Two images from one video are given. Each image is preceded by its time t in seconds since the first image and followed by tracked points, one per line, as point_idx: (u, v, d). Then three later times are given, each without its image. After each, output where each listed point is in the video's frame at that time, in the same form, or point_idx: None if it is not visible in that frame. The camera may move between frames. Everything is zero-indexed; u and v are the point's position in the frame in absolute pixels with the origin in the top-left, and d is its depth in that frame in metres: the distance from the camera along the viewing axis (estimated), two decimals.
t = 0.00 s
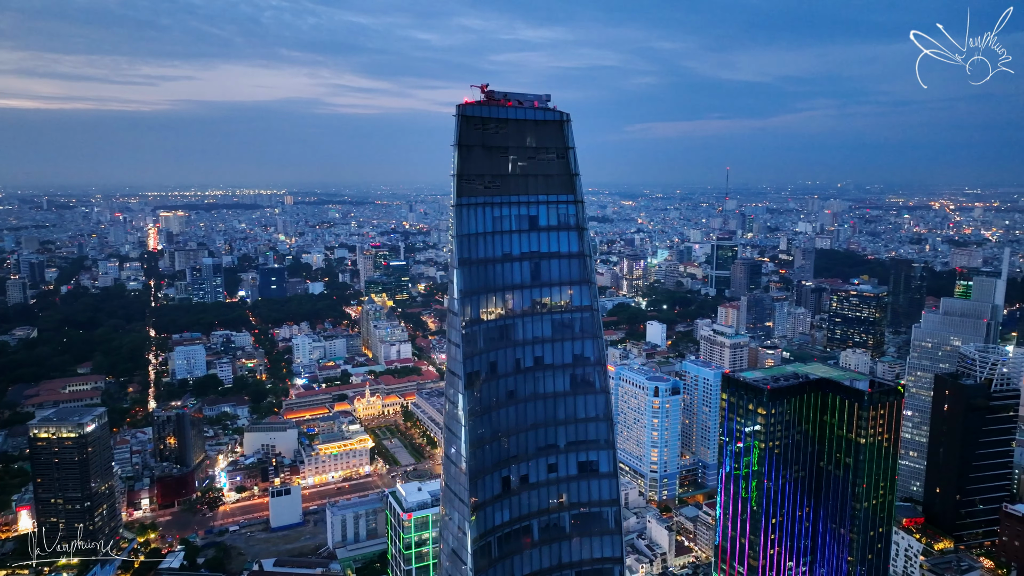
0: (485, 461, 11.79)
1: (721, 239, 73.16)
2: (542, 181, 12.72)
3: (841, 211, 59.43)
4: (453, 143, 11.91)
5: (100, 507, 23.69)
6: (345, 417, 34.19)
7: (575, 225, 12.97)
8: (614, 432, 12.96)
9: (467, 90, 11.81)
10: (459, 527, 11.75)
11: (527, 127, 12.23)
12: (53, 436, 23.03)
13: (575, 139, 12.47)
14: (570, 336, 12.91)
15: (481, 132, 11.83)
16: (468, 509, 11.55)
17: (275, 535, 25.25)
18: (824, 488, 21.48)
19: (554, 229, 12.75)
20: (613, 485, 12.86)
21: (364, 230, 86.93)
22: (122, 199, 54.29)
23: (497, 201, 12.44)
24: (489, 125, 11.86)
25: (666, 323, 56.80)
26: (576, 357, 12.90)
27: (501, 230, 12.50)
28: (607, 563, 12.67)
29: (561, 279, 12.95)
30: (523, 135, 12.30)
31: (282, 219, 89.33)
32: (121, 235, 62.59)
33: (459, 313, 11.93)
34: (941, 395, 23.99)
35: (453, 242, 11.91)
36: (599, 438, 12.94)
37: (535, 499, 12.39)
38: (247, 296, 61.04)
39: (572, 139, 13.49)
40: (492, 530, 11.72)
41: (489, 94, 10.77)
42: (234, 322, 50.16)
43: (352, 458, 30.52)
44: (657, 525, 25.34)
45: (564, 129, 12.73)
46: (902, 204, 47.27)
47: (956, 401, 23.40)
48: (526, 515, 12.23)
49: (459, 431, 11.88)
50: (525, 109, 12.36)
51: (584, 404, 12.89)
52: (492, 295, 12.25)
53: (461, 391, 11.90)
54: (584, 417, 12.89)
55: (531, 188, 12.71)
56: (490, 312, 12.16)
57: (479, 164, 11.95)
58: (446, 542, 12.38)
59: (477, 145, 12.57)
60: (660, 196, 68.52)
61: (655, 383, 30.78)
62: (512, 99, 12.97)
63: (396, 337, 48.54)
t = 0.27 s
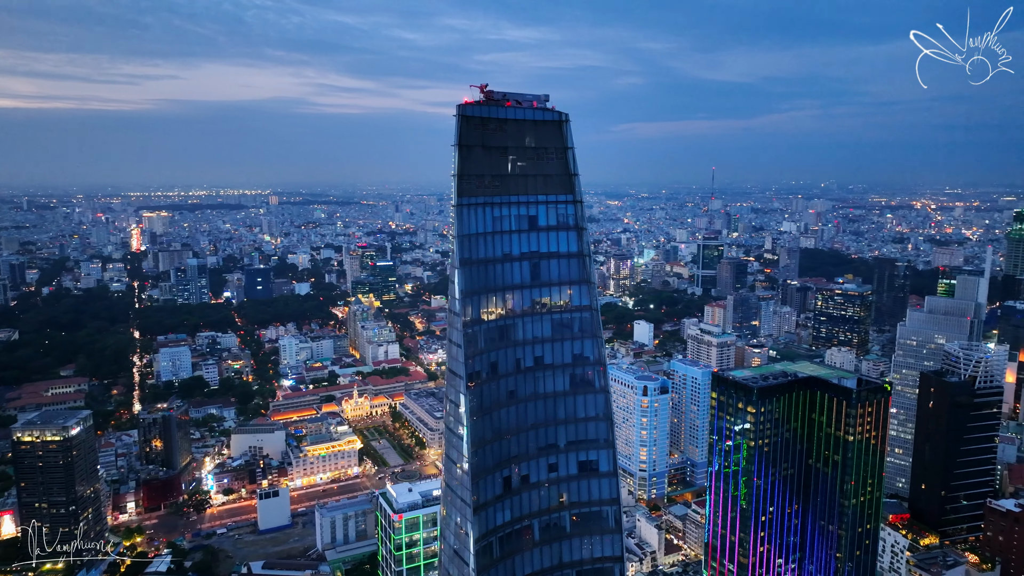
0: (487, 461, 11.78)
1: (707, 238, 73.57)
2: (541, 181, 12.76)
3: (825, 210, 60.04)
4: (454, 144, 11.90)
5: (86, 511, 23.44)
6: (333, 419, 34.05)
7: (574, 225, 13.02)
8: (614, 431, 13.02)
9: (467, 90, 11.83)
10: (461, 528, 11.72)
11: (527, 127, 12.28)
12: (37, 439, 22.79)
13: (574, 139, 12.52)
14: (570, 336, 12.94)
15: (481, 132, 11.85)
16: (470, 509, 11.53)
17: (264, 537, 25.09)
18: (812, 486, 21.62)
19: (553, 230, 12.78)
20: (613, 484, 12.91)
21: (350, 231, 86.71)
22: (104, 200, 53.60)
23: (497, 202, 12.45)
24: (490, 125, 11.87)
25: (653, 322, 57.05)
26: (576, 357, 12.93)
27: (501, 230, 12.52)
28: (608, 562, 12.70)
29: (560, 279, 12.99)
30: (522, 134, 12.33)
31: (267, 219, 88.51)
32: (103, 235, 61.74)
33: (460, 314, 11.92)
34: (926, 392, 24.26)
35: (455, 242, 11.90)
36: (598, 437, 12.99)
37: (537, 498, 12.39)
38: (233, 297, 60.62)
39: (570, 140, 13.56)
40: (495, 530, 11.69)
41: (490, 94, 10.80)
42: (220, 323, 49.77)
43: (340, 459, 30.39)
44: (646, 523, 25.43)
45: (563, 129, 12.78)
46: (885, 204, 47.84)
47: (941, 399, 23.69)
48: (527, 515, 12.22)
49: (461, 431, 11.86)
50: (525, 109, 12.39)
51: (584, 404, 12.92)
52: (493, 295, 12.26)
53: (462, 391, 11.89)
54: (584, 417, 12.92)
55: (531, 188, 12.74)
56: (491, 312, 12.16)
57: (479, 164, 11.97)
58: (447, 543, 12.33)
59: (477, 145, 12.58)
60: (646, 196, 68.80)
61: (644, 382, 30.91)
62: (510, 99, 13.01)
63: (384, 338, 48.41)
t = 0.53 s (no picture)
0: (488, 461, 11.76)
1: (693, 237, 74.00)
2: (540, 181, 12.76)
3: (810, 209, 61.26)
4: (453, 144, 11.88)
5: (70, 516, 23.19)
6: (320, 420, 33.91)
7: (572, 226, 13.03)
8: (613, 431, 13.04)
9: (467, 91, 11.81)
10: (463, 528, 11.69)
11: (526, 127, 12.28)
12: (21, 443, 22.54)
13: (572, 139, 12.50)
14: (569, 336, 12.95)
15: (481, 132, 11.85)
16: (472, 509, 11.51)
17: (252, 540, 24.92)
18: (800, 483, 21.87)
19: (553, 230, 12.78)
20: (613, 483, 12.94)
21: (335, 231, 86.54)
22: (85, 200, 52.95)
23: (496, 201, 12.44)
24: (489, 125, 11.86)
25: (640, 322, 57.27)
26: (575, 356, 12.93)
27: (501, 229, 12.51)
28: (608, 561, 12.74)
29: (559, 279, 12.99)
30: (522, 134, 12.34)
31: (251, 220, 87.65)
32: (85, 236, 61.03)
33: (461, 314, 11.90)
34: (912, 390, 24.52)
35: (456, 242, 11.89)
36: (599, 436, 13.01)
37: (537, 498, 12.39)
38: (218, 298, 60.24)
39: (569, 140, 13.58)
40: (497, 529, 11.67)
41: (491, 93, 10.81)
42: (205, 324, 49.37)
43: (328, 461, 30.22)
44: (636, 522, 25.46)
45: (561, 129, 12.77)
46: (868, 203, 48.46)
47: (926, 396, 23.95)
48: (528, 514, 12.22)
49: (462, 431, 11.85)
50: (523, 109, 12.37)
51: (584, 403, 12.92)
52: (493, 295, 12.25)
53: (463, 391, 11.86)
54: (584, 416, 12.94)
55: (530, 188, 12.74)
56: (491, 312, 12.16)
57: (479, 164, 11.97)
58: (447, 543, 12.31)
59: (476, 144, 12.56)
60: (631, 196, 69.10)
61: (633, 381, 31.07)
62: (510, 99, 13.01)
63: (371, 338, 48.27)
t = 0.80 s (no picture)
0: (489, 460, 11.78)
1: (679, 237, 74.28)
2: (539, 181, 12.76)
3: (795, 208, 62.72)
4: (453, 144, 11.83)
5: (55, 519, 22.88)
6: (308, 421, 33.73)
7: (572, 226, 13.04)
8: (613, 430, 13.09)
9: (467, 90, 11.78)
10: (465, 528, 11.70)
11: (526, 127, 12.27)
12: (4, 447, 22.17)
13: (571, 139, 12.50)
14: (568, 335, 12.98)
15: (481, 131, 11.82)
16: (474, 509, 11.52)
17: (240, 542, 24.74)
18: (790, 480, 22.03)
19: (552, 229, 12.79)
20: (613, 482, 12.99)
21: (321, 231, 86.15)
22: (67, 201, 52.27)
23: (496, 202, 12.41)
24: (489, 125, 11.83)
25: (627, 321, 57.44)
26: (575, 356, 12.96)
27: (501, 229, 12.50)
28: (608, 560, 12.76)
29: (558, 278, 13.01)
30: (521, 134, 12.32)
31: (235, 221, 86.87)
32: (67, 236, 60.24)
33: (462, 314, 11.90)
34: (897, 387, 24.71)
35: (457, 242, 11.86)
36: (598, 436, 13.04)
37: (538, 498, 12.41)
38: (203, 299, 59.76)
39: (568, 140, 13.59)
40: (499, 529, 11.69)
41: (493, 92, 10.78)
42: (190, 326, 48.91)
43: (316, 462, 30.03)
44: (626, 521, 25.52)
45: (560, 129, 12.77)
46: (852, 203, 48.96)
47: (911, 394, 24.17)
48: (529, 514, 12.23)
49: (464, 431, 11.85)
50: (522, 108, 12.36)
51: (584, 403, 12.97)
52: (494, 295, 12.25)
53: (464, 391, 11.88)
54: (584, 416, 12.97)
55: (529, 188, 12.73)
56: (492, 312, 12.16)
57: (479, 163, 11.94)
58: (448, 544, 12.32)
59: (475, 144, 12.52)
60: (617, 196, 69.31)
61: (622, 381, 31.22)
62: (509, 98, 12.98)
63: (359, 339, 48.08)
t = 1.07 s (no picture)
0: (492, 460, 11.77)
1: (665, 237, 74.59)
2: (538, 181, 12.81)
3: (780, 208, 65.03)
4: (453, 144, 11.86)
5: (39, 524, 22.58)
6: (296, 422, 33.55)
7: (571, 225, 13.11)
8: (612, 429, 13.11)
9: (468, 90, 11.82)
10: (467, 529, 11.67)
11: (525, 127, 12.33)
12: None
13: (569, 139, 12.58)
14: (568, 335, 13.01)
15: (481, 132, 11.86)
16: (478, 509, 11.49)
17: (227, 545, 24.53)
18: (778, 478, 22.15)
19: (551, 229, 12.83)
20: (613, 481, 13.02)
21: (307, 232, 85.67)
22: (48, 201, 51.60)
23: (496, 202, 12.45)
24: (489, 126, 11.88)
25: (615, 321, 57.58)
26: (574, 356, 12.99)
27: (501, 229, 12.53)
28: (609, 560, 12.74)
29: (557, 278, 13.06)
30: (519, 134, 12.38)
31: (220, 222, 86.10)
32: (48, 237, 59.41)
33: (464, 314, 11.90)
34: (883, 385, 25.00)
35: (457, 242, 11.87)
36: (598, 435, 13.07)
37: (539, 498, 12.37)
38: (187, 300, 59.25)
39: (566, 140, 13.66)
40: (502, 529, 11.67)
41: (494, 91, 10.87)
42: (175, 327, 48.46)
43: (304, 464, 29.85)
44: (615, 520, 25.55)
45: (558, 129, 12.84)
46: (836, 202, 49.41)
47: (897, 391, 24.44)
48: (531, 514, 12.19)
49: (466, 431, 11.84)
50: (521, 109, 12.40)
51: (583, 402, 13.00)
52: (494, 295, 12.25)
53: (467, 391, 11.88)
54: (583, 415, 12.99)
55: (527, 188, 12.78)
56: (492, 312, 12.16)
57: (479, 163, 11.97)
58: (450, 545, 12.28)
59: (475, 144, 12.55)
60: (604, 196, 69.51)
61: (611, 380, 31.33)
62: (507, 99, 13.07)
63: (346, 340, 47.88)
